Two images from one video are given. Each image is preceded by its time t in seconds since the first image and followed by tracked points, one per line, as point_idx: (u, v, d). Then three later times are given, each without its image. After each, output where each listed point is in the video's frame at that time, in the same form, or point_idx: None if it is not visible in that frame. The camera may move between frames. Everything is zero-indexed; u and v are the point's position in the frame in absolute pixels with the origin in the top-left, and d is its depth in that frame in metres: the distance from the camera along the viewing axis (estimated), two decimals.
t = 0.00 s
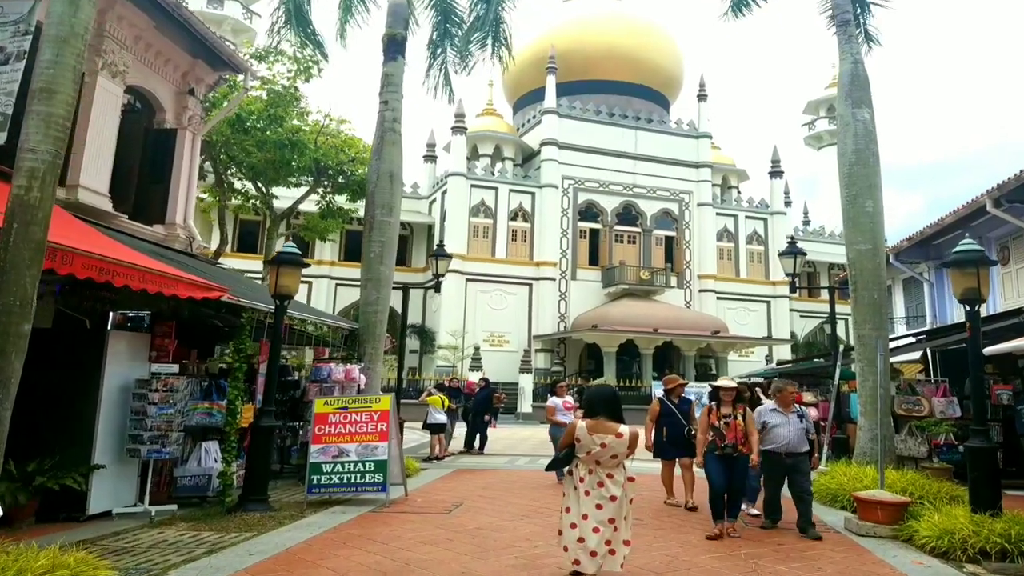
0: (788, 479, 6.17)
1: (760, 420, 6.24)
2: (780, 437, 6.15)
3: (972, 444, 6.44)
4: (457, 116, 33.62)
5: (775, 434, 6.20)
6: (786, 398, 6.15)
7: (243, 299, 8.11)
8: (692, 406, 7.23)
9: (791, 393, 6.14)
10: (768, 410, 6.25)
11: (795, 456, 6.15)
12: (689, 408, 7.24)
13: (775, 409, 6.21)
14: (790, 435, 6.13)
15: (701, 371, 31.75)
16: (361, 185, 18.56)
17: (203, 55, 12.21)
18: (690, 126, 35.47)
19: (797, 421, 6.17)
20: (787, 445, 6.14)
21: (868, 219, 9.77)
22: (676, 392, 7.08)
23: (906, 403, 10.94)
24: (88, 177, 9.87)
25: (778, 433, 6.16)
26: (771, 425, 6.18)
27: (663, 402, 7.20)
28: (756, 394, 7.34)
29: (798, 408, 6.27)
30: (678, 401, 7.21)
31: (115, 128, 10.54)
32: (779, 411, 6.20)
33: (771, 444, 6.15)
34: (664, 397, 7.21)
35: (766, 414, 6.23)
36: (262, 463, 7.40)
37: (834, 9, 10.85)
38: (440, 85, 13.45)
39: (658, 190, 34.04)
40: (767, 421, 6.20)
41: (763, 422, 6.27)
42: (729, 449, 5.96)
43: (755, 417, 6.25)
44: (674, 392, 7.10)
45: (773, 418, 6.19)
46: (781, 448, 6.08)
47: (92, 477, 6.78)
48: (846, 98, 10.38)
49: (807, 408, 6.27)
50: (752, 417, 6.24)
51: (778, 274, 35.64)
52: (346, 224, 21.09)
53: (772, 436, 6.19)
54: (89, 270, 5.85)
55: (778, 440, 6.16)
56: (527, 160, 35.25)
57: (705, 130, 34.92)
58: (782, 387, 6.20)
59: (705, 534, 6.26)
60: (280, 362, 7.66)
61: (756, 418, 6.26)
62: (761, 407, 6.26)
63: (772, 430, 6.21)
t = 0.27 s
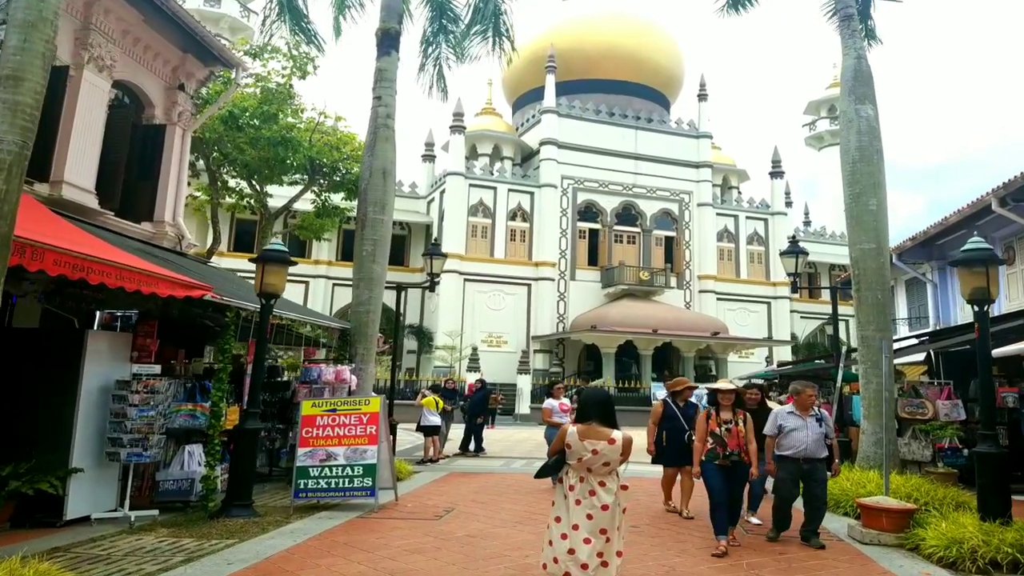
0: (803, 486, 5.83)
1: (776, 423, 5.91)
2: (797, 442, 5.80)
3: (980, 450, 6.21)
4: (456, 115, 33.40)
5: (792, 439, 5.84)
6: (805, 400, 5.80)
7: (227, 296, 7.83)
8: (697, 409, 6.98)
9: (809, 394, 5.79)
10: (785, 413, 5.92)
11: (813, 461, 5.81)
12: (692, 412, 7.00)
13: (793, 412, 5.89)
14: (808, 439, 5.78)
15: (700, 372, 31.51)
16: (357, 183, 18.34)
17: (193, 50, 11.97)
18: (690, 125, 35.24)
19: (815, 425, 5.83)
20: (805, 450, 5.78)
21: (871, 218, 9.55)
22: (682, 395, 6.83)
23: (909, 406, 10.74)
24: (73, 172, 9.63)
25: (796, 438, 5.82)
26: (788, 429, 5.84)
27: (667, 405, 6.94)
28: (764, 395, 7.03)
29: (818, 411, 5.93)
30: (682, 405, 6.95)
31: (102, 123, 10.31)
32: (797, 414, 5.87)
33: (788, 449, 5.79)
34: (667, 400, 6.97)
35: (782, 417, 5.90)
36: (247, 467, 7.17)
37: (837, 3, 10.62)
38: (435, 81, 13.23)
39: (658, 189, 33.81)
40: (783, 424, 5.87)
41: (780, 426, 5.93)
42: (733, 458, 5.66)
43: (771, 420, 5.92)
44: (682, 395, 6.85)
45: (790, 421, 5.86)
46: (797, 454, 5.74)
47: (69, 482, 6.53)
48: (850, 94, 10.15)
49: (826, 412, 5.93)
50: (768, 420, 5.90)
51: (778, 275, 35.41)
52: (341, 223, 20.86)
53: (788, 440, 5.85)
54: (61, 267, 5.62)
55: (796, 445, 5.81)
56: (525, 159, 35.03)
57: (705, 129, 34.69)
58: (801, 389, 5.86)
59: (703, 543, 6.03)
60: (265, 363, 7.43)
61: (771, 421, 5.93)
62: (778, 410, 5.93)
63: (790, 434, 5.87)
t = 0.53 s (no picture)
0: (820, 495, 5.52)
1: (788, 429, 5.57)
2: (811, 450, 5.46)
3: (991, 456, 6.02)
4: (456, 116, 33.24)
5: (805, 446, 5.50)
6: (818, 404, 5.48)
7: (215, 295, 7.58)
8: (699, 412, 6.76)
9: (822, 398, 5.47)
10: (797, 418, 5.58)
11: (827, 469, 5.50)
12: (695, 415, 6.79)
13: (807, 417, 5.56)
14: (823, 447, 5.44)
15: (700, 375, 31.33)
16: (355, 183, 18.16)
17: (188, 47, 11.80)
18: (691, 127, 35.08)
19: (830, 432, 5.49)
20: (821, 458, 5.45)
21: (877, 218, 9.36)
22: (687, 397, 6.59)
23: (914, 410, 10.50)
24: (63, 170, 9.43)
25: (809, 445, 5.48)
26: (801, 435, 5.50)
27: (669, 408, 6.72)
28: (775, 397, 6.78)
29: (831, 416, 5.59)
30: (686, 409, 6.73)
31: (94, 121, 10.11)
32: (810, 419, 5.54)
33: (803, 457, 5.44)
34: (671, 403, 6.75)
35: (794, 423, 5.56)
36: (235, 472, 6.98)
37: None
38: (434, 79, 13.04)
39: (658, 192, 33.63)
40: (795, 430, 5.53)
41: (792, 431, 5.61)
42: (734, 464, 5.43)
43: (782, 427, 5.57)
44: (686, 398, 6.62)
45: (802, 427, 5.52)
46: (815, 462, 5.39)
47: (52, 486, 6.32)
48: (854, 93, 9.97)
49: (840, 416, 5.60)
50: (779, 426, 5.56)
51: (779, 277, 35.21)
52: (339, 224, 20.67)
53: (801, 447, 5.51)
54: (40, 264, 5.41)
55: (810, 453, 5.47)
56: (525, 161, 34.86)
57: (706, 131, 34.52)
58: (811, 391, 5.53)
59: (705, 552, 5.83)
60: (255, 364, 7.25)
61: (783, 427, 5.59)
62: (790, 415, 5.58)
63: (802, 441, 5.52)
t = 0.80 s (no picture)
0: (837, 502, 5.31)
1: (799, 435, 5.30)
2: (826, 457, 5.21)
3: (1004, 460, 5.84)
4: (456, 116, 33.09)
5: (820, 453, 5.24)
6: (829, 408, 5.24)
7: (209, 294, 7.35)
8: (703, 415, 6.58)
9: (832, 401, 5.22)
10: (809, 424, 5.32)
11: (843, 476, 5.28)
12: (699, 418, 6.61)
13: (819, 422, 5.31)
14: (838, 452, 5.22)
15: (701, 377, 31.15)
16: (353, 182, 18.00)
17: (184, 44, 11.65)
18: (692, 128, 34.93)
19: (843, 437, 5.26)
20: (837, 465, 5.22)
21: (882, 216, 9.20)
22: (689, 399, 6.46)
23: (920, 412, 10.30)
24: (55, 168, 9.27)
25: (823, 451, 5.23)
26: (815, 442, 5.24)
27: (669, 412, 6.56)
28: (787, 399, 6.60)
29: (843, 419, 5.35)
30: (688, 412, 6.55)
31: (87, 119, 9.97)
32: (821, 424, 5.29)
33: (819, 465, 5.20)
34: (671, 407, 6.58)
35: (806, 429, 5.30)
36: (227, 475, 6.81)
37: None
38: (431, 77, 12.90)
39: (658, 192, 33.48)
40: (808, 436, 5.27)
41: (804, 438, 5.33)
42: (734, 467, 5.23)
43: (794, 432, 5.30)
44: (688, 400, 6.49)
45: (816, 433, 5.26)
46: (831, 470, 5.16)
47: (39, 490, 6.15)
48: (859, 89, 9.82)
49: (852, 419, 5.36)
50: (792, 432, 5.27)
51: (780, 278, 35.04)
52: (338, 224, 20.51)
53: (815, 453, 5.26)
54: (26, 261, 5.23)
55: (824, 460, 5.22)
56: (525, 161, 34.71)
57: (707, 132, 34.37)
58: (821, 393, 5.28)
59: (710, 559, 5.67)
60: (248, 365, 7.08)
61: (793, 433, 5.33)
62: (802, 421, 5.32)
63: (817, 448, 5.25)
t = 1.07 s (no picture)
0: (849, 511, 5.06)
1: (810, 438, 5.10)
2: (838, 460, 5.02)
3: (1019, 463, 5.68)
4: (456, 116, 32.91)
5: (831, 456, 5.06)
6: (839, 409, 5.06)
7: (200, 293, 7.10)
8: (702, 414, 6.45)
9: (838, 400, 5.08)
10: (819, 426, 5.13)
11: (856, 482, 5.05)
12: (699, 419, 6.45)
13: (829, 424, 5.11)
14: (852, 455, 5.03)
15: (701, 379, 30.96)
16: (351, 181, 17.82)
17: (179, 40, 11.44)
18: (692, 128, 34.77)
19: (856, 439, 5.07)
20: (849, 469, 5.02)
21: (889, 214, 9.02)
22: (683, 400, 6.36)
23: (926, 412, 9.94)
24: (47, 165, 9.08)
25: (835, 454, 5.03)
26: (827, 445, 5.05)
27: (667, 413, 6.39)
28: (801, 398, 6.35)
29: (853, 420, 5.17)
30: (685, 412, 6.41)
31: (80, 116, 9.78)
32: (833, 426, 5.10)
33: (829, 468, 5.03)
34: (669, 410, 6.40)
35: (817, 431, 5.11)
36: (219, 478, 6.64)
37: None
38: (429, 74, 12.73)
39: (659, 193, 33.31)
40: (820, 439, 5.08)
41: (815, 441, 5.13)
42: (740, 478, 4.96)
43: (805, 435, 5.10)
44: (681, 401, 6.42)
45: (826, 434, 5.08)
46: (843, 473, 4.97)
47: (25, 494, 5.97)
48: (865, 86, 9.64)
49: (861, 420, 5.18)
50: (802, 435, 5.08)
51: (781, 279, 34.86)
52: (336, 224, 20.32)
53: (827, 457, 5.07)
54: (10, 257, 5.06)
55: (838, 463, 5.03)
56: (525, 162, 34.54)
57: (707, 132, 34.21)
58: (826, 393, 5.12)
59: (716, 566, 5.49)
60: (240, 364, 6.89)
61: (804, 436, 5.12)
62: (812, 423, 5.13)
63: (828, 450, 5.07)
